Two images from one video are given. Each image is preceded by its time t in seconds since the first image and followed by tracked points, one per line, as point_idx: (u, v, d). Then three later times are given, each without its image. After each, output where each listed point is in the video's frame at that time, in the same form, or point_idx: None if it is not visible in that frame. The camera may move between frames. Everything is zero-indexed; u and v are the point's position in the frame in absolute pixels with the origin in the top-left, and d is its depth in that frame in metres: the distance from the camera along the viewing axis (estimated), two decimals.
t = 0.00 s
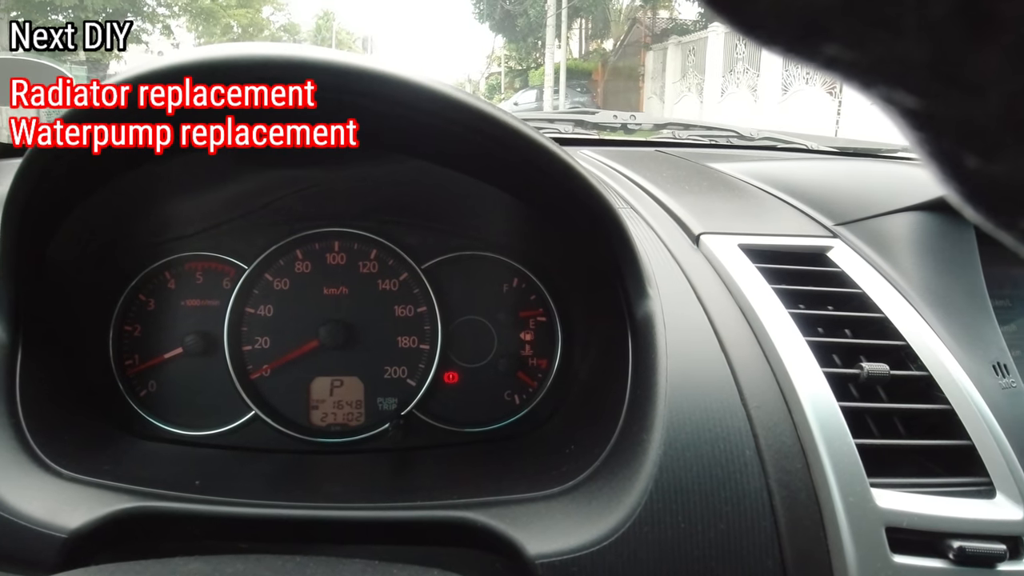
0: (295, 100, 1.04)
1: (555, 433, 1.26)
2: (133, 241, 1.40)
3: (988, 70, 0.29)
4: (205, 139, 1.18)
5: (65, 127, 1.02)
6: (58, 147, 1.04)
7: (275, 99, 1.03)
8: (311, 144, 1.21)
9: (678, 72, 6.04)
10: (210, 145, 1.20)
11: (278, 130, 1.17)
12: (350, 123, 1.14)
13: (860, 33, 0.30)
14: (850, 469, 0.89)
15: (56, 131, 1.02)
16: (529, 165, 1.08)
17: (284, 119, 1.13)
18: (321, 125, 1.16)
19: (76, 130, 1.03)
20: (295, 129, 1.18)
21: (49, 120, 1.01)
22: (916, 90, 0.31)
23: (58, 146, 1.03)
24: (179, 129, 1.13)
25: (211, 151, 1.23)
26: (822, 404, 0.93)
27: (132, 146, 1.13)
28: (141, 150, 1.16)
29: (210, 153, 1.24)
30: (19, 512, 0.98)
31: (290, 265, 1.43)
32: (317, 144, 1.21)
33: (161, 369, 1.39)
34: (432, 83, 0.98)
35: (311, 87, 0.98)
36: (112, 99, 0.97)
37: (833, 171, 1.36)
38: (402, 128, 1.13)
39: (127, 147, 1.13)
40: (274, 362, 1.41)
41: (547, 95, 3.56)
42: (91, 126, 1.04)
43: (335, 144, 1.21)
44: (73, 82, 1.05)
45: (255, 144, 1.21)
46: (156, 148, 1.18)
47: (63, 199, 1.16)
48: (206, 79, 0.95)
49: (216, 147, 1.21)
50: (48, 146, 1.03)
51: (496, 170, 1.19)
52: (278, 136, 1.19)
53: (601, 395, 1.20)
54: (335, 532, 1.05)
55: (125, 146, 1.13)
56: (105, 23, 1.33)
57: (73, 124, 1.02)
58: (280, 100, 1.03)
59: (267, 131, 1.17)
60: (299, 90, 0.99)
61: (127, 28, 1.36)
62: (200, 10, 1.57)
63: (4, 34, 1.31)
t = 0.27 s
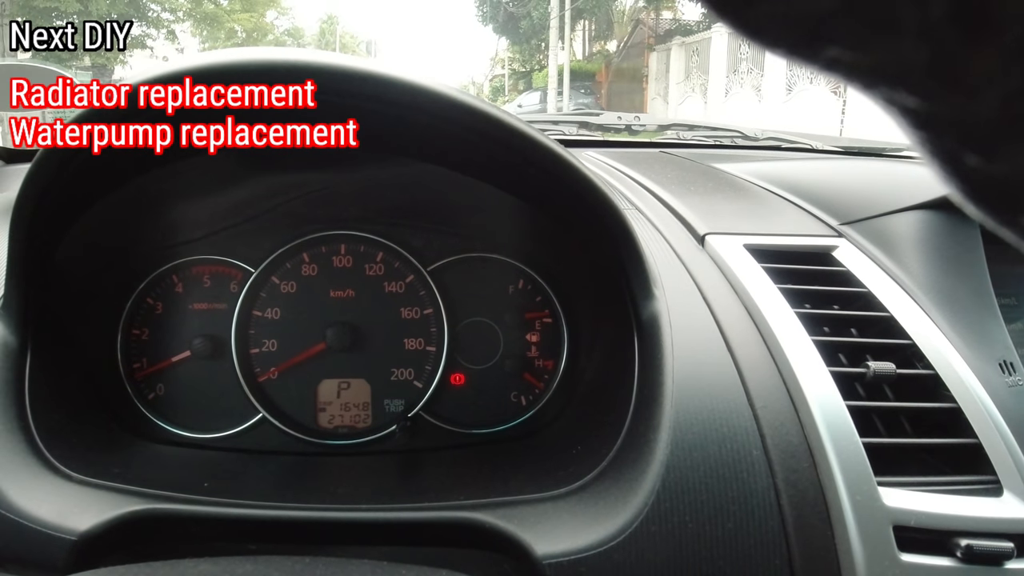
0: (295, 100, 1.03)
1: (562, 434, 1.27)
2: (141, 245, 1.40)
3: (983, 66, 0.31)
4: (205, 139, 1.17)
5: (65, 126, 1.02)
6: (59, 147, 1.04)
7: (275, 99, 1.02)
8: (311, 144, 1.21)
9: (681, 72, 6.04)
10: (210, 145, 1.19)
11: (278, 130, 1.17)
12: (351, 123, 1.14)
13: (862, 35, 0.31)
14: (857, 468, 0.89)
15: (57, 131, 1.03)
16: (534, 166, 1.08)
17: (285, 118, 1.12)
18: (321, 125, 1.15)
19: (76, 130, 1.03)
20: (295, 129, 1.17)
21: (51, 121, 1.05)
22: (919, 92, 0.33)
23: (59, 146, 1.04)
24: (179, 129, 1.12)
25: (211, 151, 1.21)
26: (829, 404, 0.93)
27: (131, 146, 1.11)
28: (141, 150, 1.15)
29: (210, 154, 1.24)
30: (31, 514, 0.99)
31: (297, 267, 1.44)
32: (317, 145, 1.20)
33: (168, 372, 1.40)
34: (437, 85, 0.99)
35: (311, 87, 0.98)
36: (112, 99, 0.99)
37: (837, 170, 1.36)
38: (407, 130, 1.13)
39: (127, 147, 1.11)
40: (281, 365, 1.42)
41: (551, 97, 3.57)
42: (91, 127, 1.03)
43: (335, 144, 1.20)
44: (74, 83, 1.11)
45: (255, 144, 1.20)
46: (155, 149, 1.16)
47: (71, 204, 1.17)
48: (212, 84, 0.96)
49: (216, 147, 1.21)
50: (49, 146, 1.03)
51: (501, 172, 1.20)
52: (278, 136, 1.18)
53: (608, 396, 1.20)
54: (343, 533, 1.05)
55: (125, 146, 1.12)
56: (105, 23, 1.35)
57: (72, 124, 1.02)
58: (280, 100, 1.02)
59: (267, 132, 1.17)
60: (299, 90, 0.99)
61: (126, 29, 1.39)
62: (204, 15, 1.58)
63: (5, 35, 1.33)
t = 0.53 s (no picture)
0: (295, 100, 1.07)
1: (560, 430, 1.26)
2: (136, 237, 1.39)
3: None
4: (205, 139, 1.20)
5: (65, 127, 1.01)
6: (59, 147, 1.03)
7: (275, 99, 1.06)
8: (311, 144, 1.23)
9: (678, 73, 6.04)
10: (210, 145, 1.22)
11: (278, 130, 1.19)
12: (350, 123, 1.17)
13: None
14: (861, 465, 0.89)
15: (56, 131, 1.01)
16: (537, 159, 1.07)
17: (285, 118, 1.15)
18: (320, 125, 1.19)
19: (76, 130, 1.03)
20: (295, 129, 1.20)
21: (49, 121, 1.00)
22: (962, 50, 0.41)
23: (58, 145, 1.03)
24: (179, 129, 1.15)
25: (211, 151, 1.24)
26: (832, 400, 0.92)
27: (131, 146, 1.14)
28: (141, 150, 1.17)
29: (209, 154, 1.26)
30: (23, 506, 0.97)
31: (294, 260, 1.43)
32: (317, 144, 1.23)
33: (163, 365, 1.39)
34: (443, 74, 0.98)
35: (311, 87, 1.02)
36: (113, 99, 0.97)
37: (839, 168, 1.36)
38: (409, 121, 1.12)
39: (127, 147, 1.15)
40: (277, 358, 1.41)
41: (549, 96, 3.56)
42: (91, 126, 1.04)
43: (334, 144, 1.23)
44: (74, 83, 1.02)
45: (255, 144, 1.23)
46: (155, 148, 1.19)
47: (67, 192, 1.15)
48: (215, 70, 0.95)
49: (216, 147, 1.23)
50: (48, 146, 1.02)
51: (503, 164, 1.19)
52: (278, 136, 1.21)
53: (607, 392, 1.20)
54: (340, 527, 1.04)
55: (125, 146, 1.14)
56: (106, 23, 1.32)
57: (72, 124, 1.02)
58: (280, 100, 1.06)
59: (267, 131, 1.19)
60: (299, 90, 1.03)
61: (127, 28, 1.35)
62: (201, 10, 1.58)
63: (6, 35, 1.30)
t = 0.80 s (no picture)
0: (295, 101, 1.07)
1: (554, 430, 1.26)
2: (130, 236, 1.38)
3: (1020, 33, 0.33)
4: (205, 139, 1.20)
5: (65, 127, 1.02)
6: (58, 146, 1.04)
7: (275, 99, 1.05)
8: (310, 144, 1.23)
9: (674, 74, 6.05)
10: (210, 145, 1.22)
11: (278, 130, 1.19)
12: (350, 123, 1.17)
13: None
14: (853, 467, 0.89)
15: (56, 131, 1.01)
16: (531, 160, 1.07)
17: (284, 118, 1.15)
18: (320, 125, 1.18)
19: (76, 130, 1.04)
20: (295, 129, 1.19)
21: (48, 122, 0.99)
22: (954, 58, 0.36)
23: (58, 145, 1.04)
24: (179, 129, 1.15)
25: (211, 151, 1.24)
26: (824, 402, 0.93)
27: (131, 146, 1.15)
28: (141, 150, 1.18)
29: (210, 153, 1.26)
30: (14, 506, 0.97)
31: (288, 259, 1.42)
32: (317, 144, 1.23)
33: (156, 364, 1.38)
34: (439, 75, 0.97)
35: (311, 87, 1.01)
36: (112, 99, 0.97)
37: (834, 170, 1.36)
38: (403, 121, 1.12)
39: (127, 147, 1.15)
40: (270, 358, 1.40)
41: (544, 95, 3.56)
42: (91, 126, 1.05)
43: (334, 143, 1.23)
44: (75, 81, 1.00)
45: (255, 144, 1.23)
46: (155, 148, 1.20)
47: (59, 190, 1.15)
48: (209, 68, 0.94)
49: (215, 147, 1.23)
50: (48, 146, 1.02)
51: (498, 165, 1.18)
52: (278, 136, 1.20)
53: (601, 393, 1.20)
54: (333, 528, 1.04)
55: (125, 146, 1.16)
56: (105, 23, 1.31)
57: (72, 124, 1.02)
58: (280, 100, 1.06)
59: (267, 132, 1.19)
60: (299, 90, 1.03)
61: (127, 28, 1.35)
62: (197, 8, 1.53)
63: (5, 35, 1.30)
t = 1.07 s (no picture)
0: (295, 100, 1.07)
1: (554, 430, 1.26)
2: (129, 236, 1.38)
3: None
4: (205, 139, 1.20)
5: (65, 127, 1.02)
6: (58, 146, 1.04)
7: (275, 99, 1.05)
8: (310, 144, 1.23)
9: (674, 74, 6.05)
10: (210, 145, 1.22)
11: (278, 130, 1.19)
12: (351, 123, 1.17)
13: None
14: (852, 466, 0.89)
15: (56, 131, 1.01)
16: (531, 159, 1.07)
17: (285, 119, 1.15)
18: (320, 125, 1.18)
19: (76, 130, 1.04)
20: (295, 129, 1.19)
21: (49, 121, 0.99)
22: (954, 57, 0.36)
23: (58, 145, 1.04)
24: (179, 129, 1.15)
25: (211, 151, 1.24)
26: (824, 402, 0.92)
27: (132, 146, 1.15)
28: (142, 150, 1.18)
29: (210, 153, 1.26)
30: (13, 506, 0.97)
31: (287, 259, 1.42)
32: (317, 144, 1.23)
33: (156, 363, 1.38)
34: (439, 75, 0.97)
35: (311, 87, 1.01)
36: (112, 99, 0.97)
37: (834, 169, 1.36)
38: (403, 121, 1.12)
39: (127, 147, 1.15)
40: (270, 358, 1.40)
41: (544, 95, 3.55)
42: (91, 126, 1.05)
43: (334, 144, 1.23)
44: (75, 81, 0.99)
45: (255, 144, 1.23)
46: (156, 148, 1.19)
47: (59, 189, 1.15)
48: (209, 68, 0.94)
49: (216, 147, 1.23)
50: (48, 146, 1.02)
51: (498, 165, 1.18)
52: (278, 136, 1.20)
53: (600, 392, 1.20)
54: (333, 528, 1.04)
55: (126, 146, 1.15)
56: (105, 23, 1.31)
57: (72, 124, 1.02)
58: (280, 100, 1.06)
59: (267, 131, 1.19)
60: (299, 90, 1.02)
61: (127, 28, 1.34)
62: (197, 9, 1.52)
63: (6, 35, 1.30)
